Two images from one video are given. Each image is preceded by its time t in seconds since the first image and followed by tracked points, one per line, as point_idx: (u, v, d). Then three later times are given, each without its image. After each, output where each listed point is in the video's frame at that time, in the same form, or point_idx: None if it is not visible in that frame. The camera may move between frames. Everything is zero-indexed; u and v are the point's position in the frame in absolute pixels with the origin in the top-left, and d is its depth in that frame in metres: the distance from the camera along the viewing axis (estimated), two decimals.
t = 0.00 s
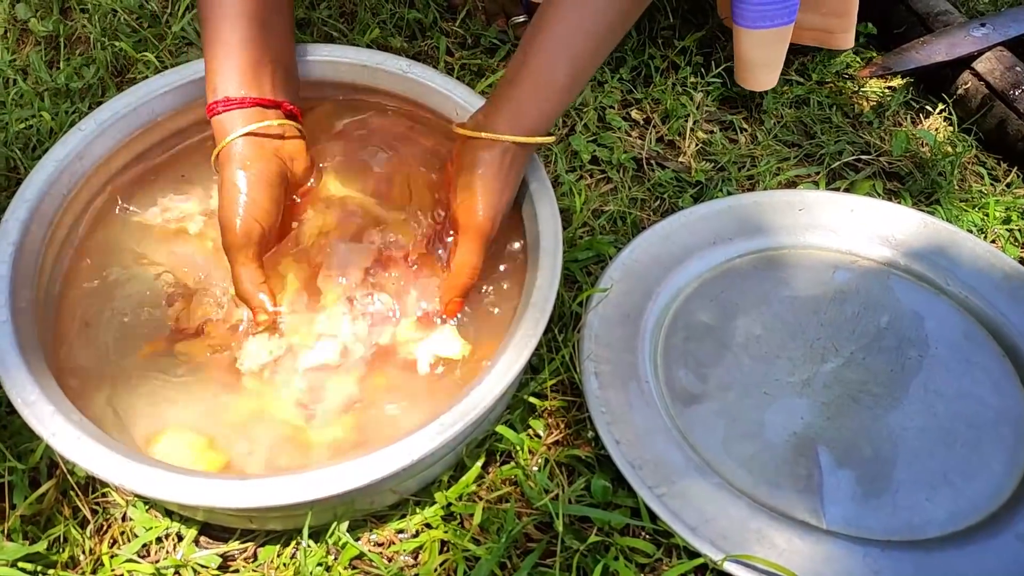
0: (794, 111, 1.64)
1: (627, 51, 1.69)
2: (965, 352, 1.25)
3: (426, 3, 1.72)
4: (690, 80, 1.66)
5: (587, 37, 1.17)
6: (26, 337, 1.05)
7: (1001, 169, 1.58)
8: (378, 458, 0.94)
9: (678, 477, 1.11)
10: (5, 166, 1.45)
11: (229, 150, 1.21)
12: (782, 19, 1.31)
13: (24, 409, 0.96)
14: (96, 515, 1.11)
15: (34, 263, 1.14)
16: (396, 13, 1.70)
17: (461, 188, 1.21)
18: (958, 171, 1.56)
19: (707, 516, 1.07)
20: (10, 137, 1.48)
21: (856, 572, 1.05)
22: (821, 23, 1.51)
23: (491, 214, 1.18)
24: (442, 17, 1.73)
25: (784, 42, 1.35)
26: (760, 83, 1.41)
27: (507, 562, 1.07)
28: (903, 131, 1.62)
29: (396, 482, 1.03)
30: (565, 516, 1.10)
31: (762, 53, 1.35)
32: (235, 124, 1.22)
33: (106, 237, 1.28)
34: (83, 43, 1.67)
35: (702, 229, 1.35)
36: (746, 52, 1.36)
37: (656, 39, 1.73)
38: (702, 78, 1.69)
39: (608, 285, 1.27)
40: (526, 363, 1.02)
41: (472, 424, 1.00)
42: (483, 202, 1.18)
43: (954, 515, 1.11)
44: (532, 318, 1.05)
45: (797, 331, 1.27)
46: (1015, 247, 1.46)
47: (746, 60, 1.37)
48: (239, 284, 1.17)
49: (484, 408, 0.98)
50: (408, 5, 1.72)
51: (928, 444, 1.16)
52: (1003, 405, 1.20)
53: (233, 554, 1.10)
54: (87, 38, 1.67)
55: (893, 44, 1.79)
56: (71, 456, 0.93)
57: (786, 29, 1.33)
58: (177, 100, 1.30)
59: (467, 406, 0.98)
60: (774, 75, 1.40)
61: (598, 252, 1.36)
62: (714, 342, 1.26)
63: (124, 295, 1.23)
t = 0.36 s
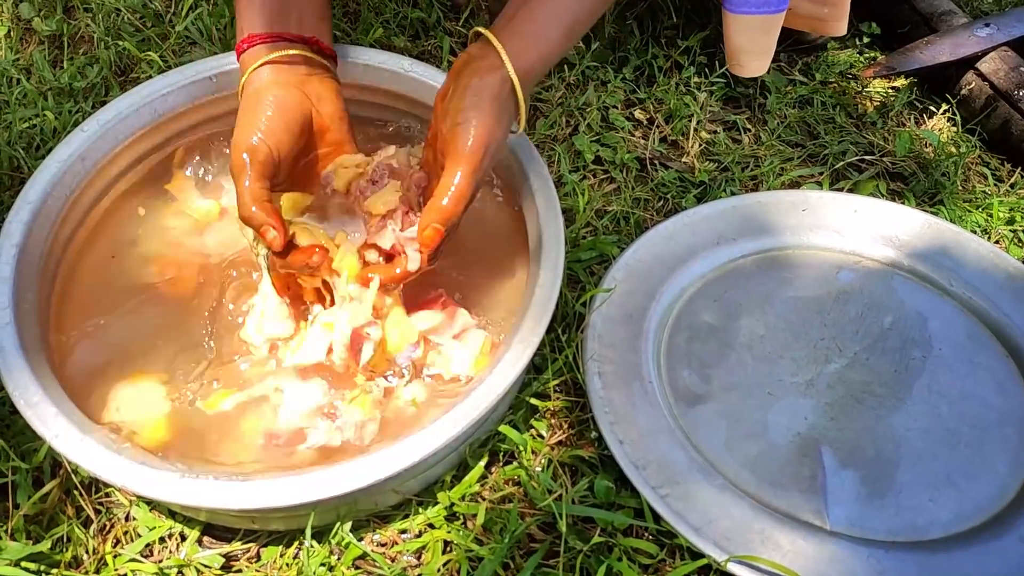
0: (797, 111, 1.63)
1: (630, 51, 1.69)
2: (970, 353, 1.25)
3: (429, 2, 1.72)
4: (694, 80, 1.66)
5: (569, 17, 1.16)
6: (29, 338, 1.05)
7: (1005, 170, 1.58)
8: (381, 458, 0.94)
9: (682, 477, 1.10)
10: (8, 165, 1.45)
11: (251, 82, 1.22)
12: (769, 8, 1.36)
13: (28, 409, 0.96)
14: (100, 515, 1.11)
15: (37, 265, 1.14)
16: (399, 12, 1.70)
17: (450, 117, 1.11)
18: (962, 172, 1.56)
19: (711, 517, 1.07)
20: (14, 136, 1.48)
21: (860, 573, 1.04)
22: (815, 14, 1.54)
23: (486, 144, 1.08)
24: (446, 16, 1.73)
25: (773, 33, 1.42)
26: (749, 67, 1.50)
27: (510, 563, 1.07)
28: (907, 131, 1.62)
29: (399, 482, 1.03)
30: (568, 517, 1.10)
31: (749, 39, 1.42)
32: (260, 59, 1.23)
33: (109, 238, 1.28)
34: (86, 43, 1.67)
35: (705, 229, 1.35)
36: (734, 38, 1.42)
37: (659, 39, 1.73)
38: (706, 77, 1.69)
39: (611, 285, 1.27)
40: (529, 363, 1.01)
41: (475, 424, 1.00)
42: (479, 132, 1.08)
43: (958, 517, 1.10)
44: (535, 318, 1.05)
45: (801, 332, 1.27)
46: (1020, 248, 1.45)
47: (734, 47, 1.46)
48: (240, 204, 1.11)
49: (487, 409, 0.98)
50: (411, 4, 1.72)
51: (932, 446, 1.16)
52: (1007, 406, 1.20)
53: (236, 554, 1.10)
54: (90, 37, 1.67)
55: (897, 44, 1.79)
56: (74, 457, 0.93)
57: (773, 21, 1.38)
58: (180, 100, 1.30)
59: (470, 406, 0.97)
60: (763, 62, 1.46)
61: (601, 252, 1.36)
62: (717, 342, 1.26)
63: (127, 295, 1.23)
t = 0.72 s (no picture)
0: (797, 111, 1.63)
1: (630, 50, 1.69)
2: (970, 354, 1.25)
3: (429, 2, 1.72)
4: (694, 79, 1.66)
5: None
6: (30, 338, 1.05)
7: (1005, 170, 1.57)
8: (380, 459, 0.94)
9: (682, 477, 1.10)
10: (8, 166, 1.45)
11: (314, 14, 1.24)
12: None
13: (27, 410, 0.96)
14: (99, 515, 1.11)
15: (37, 265, 1.14)
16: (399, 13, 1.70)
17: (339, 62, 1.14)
18: (962, 172, 1.56)
19: (711, 517, 1.07)
20: (13, 136, 1.48)
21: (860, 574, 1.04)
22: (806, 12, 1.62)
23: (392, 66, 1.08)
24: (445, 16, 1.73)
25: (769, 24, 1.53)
26: (744, 60, 1.59)
27: (509, 563, 1.07)
28: (907, 131, 1.62)
29: (399, 482, 1.03)
30: (568, 517, 1.10)
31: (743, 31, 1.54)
32: None
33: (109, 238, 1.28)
34: (86, 43, 1.67)
35: (705, 229, 1.34)
36: (730, 29, 1.56)
37: (659, 38, 1.73)
38: (705, 77, 1.69)
39: (611, 286, 1.27)
40: (530, 362, 1.02)
41: (475, 424, 1.00)
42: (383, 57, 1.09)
43: (958, 517, 1.10)
44: (535, 318, 1.05)
45: (802, 332, 1.27)
46: (1020, 248, 1.45)
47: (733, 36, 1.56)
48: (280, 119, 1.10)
49: (487, 409, 0.98)
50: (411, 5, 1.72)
51: (931, 447, 1.16)
52: (1007, 406, 1.20)
53: (236, 555, 1.10)
54: (90, 37, 1.67)
55: (897, 44, 1.79)
56: (74, 457, 0.93)
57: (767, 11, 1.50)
58: (180, 100, 1.31)
59: (470, 407, 0.98)
60: (758, 55, 1.58)
61: (601, 252, 1.36)
62: (717, 342, 1.26)
63: (127, 295, 1.23)
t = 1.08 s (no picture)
0: (798, 114, 1.63)
1: (631, 53, 1.70)
2: (970, 356, 1.25)
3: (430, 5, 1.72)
4: (695, 82, 1.66)
5: None
6: (31, 340, 1.05)
7: (1005, 173, 1.58)
8: (383, 460, 0.94)
9: (683, 479, 1.10)
10: (9, 167, 1.45)
11: None
12: None
13: (28, 411, 0.96)
14: (100, 517, 1.11)
15: (39, 266, 1.14)
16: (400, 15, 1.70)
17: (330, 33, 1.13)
18: (962, 175, 1.56)
19: (712, 519, 1.07)
20: (15, 137, 1.48)
21: None
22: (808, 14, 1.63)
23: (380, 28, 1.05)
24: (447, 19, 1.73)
25: (773, 23, 1.54)
26: (747, 59, 1.60)
27: (511, 565, 1.07)
28: (908, 134, 1.62)
29: (399, 484, 1.03)
30: (569, 519, 1.10)
31: (748, 28, 1.55)
32: None
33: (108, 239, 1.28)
34: (88, 44, 1.67)
35: (706, 231, 1.35)
36: (734, 27, 1.57)
37: (660, 41, 1.73)
38: (707, 80, 1.69)
39: (612, 288, 1.27)
40: (531, 364, 1.02)
41: (475, 427, 1.00)
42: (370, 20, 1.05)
43: (959, 520, 1.10)
44: (536, 319, 1.04)
45: (803, 335, 1.27)
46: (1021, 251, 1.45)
47: (737, 34, 1.57)
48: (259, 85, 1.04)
49: (487, 411, 0.98)
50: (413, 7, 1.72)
51: (932, 449, 1.16)
52: (1008, 409, 1.20)
53: (237, 556, 1.09)
54: (91, 38, 1.68)
55: (897, 47, 1.79)
56: (75, 459, 0.93)
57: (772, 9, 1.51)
58: (181, 102, 1.30)
59: (470, 409, 0.97)
60: (761, 53, 1.59)
61: (602, 255, 1.36)
62: (718, 345, 1.26)
63: (127, 297, 1.23)
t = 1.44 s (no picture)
0: (796, 114, 1.63)
1: (630, 53, 1.70)
2: (968, 356, 1.25)
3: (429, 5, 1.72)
4: (693, 82, 1.66)
5: None
6: (29, 339, 1.05)
7: (1003, 173, 1.58)
8: (381, 459, 0.94)
9: (681, 479, 1.10)
10: (7, 166, 1.44)
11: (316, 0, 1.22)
12: None
13: (25, 411, 0.96)
14: (98, 517, 1.11)
15: (36, 266, 1.14)
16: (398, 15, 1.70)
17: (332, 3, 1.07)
18: (961, 175, 1.56)
19: (710, 519, 1.07)
20: (12, 137, 1.48)
21: None
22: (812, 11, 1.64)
23: None
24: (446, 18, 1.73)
25: (774, 23, 1.54)
26: (747, 59, 1.61)
27: (508, 565, 1.07)
28: (906, 134, 1.62)
29: (397, 484, 1.03)
30: (567, 519, 1.10)
31: (749, 28, 1.55)
32: None
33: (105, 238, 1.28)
34: (86, 43, 1.67)
35: (705, 231, 1.35)
36: (737, 27, 1.57)
37: (658, 41, 1.73)
38: (705, 80, 1.69)
39: (610, 288, 1.27)
40: (529, 363, 1.01)
41: (474, 426, 1.00)
42: None
43: (957, 520, 1.10)
44: (535, 318, 1.04)
45: (801, 335, 1.27)
46: (1018, 251, 1.45)
47: (738, 34, 1.58)
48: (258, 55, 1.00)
49: (484, 411, 0.98)
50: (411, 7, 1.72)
51: (930, 449, 1.16)
52: (1006, 409, 1.20)
53: (234, 556, 1.09)
54: (89, 38, 1.67)
55: (896, 47, 1.79)
56: (72, 458, 0.93)
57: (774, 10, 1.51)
58: (179, 102, 1.30)
59: (468, 409, 0.97)
60: (761, 53, 1.59)
61: (600, 255, 1.36)
62: (716, 345, 1.26)
63: (124, 297, 1.23)
